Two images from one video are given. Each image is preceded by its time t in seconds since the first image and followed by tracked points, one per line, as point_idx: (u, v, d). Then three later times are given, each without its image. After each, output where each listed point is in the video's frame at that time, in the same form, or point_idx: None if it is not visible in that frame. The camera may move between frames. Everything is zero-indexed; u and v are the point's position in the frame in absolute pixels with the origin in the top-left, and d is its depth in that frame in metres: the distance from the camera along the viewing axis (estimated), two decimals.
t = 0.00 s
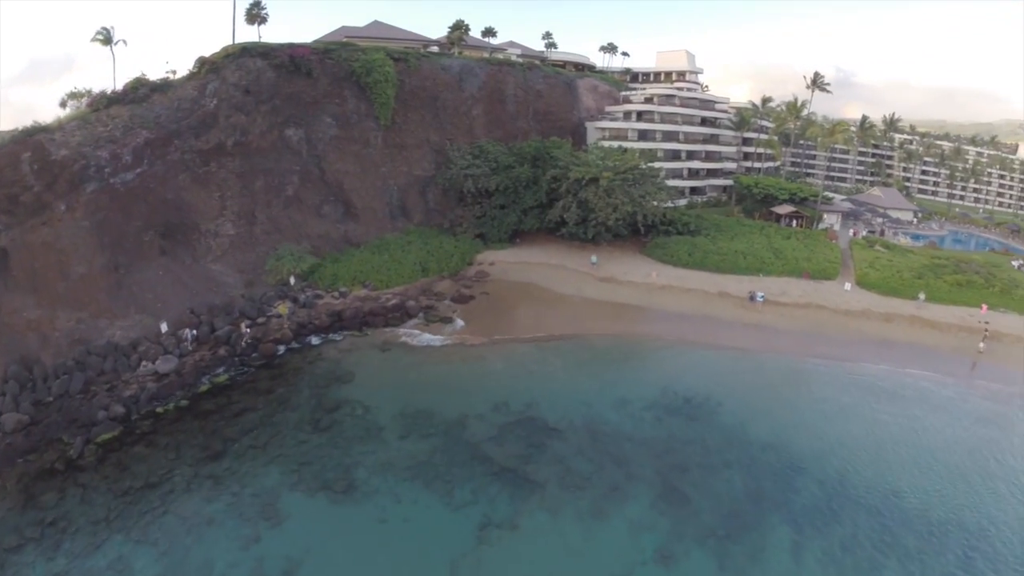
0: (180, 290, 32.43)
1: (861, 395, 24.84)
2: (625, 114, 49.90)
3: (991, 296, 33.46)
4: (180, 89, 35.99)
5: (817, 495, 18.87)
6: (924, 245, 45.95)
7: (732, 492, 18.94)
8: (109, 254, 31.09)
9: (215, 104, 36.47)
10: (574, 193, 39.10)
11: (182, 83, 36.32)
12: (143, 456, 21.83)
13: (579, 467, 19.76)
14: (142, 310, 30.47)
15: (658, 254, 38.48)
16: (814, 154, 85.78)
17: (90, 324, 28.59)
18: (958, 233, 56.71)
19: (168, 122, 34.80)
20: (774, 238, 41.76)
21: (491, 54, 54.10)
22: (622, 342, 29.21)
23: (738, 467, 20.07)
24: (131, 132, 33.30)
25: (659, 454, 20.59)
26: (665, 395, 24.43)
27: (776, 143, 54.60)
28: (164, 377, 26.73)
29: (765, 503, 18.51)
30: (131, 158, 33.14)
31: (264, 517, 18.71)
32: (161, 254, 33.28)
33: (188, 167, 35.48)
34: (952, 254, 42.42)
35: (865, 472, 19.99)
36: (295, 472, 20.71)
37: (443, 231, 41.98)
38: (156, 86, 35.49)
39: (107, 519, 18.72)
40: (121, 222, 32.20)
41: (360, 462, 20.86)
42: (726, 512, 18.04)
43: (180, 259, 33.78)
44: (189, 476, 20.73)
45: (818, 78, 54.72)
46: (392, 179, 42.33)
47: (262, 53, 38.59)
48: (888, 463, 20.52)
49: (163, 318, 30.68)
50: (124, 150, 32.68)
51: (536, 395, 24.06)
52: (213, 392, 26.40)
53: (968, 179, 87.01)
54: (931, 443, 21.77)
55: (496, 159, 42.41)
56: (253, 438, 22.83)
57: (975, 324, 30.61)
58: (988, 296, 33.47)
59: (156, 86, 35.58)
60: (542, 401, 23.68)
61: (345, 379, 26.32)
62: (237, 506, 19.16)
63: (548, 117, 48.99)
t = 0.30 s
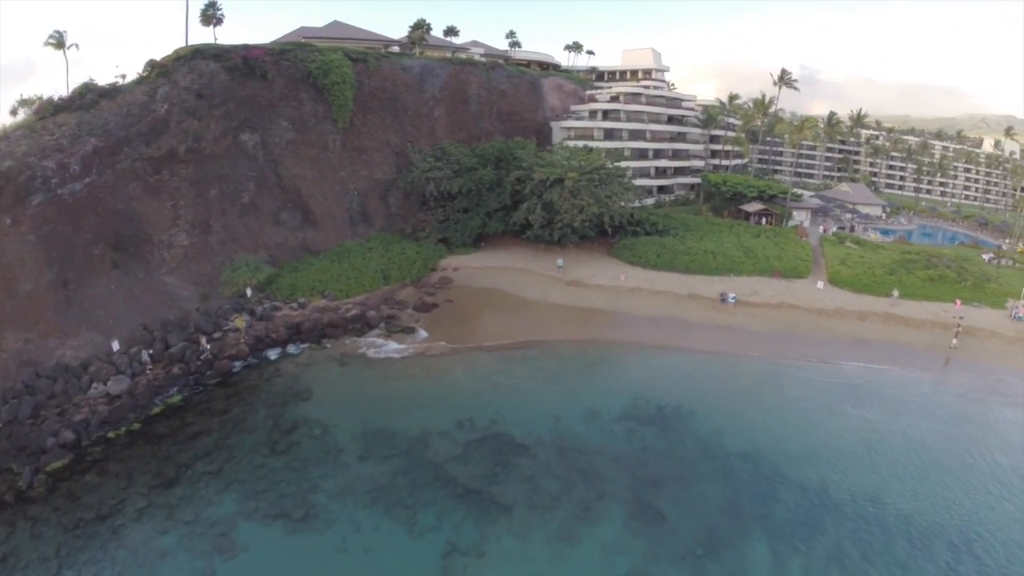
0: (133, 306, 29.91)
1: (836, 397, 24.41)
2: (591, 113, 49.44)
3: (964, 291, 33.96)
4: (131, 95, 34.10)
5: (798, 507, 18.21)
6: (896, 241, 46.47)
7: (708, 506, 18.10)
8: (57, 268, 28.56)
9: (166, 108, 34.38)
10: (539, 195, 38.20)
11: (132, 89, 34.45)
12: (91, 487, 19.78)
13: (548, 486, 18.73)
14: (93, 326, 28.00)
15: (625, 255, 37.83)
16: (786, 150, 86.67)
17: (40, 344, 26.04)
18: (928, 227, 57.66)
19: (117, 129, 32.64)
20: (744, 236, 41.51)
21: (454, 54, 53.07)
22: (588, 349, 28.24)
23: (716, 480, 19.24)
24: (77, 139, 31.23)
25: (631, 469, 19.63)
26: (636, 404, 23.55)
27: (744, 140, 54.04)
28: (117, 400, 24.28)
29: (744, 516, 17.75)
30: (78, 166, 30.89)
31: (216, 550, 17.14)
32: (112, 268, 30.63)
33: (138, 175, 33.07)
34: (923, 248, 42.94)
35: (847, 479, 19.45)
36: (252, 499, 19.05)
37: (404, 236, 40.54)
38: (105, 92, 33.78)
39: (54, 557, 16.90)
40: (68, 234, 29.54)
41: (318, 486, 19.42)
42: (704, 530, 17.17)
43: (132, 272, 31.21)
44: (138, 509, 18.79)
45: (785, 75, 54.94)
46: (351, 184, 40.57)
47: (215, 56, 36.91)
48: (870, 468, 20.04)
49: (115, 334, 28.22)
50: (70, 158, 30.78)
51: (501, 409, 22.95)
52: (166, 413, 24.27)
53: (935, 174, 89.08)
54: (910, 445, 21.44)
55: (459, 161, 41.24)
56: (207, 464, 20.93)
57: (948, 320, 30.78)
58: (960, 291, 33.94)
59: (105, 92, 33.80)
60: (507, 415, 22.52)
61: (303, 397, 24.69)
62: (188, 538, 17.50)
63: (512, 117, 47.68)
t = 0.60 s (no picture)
0: (86, 323, 27.91)
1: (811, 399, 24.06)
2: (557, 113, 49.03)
3: (938, 285, 34.36)
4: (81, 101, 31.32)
5: (780, 519, 17.64)
6: (866, 236, 47.01)
7: (686, 522, 17.33)
8: (6, 285, 26.48)
9: (119, 116, 31.96)
10: (504, 198, 37.46)
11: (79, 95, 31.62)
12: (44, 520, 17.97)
13: (519, 506, 17.71)
14: (44, 346, 25.94)
15: (594, 257, 37.24)
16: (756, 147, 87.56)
17: None
18: (896, 222, 58.61)
19: (67, 138, 30.04)
20: (715, 235, 41.30)
21: (417, 54, 52.29)
22: (557, 355, 27.40)
23: (695, 493, 18.50)
24: (24, 149, 28.34)
25: (605, 485, 18.72)
26: (609, 413, 22.72)
27: (712, 138, 54.11)
28: (70, 423, 22.60)
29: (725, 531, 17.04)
30: (26, 178, 28.15)
31: None
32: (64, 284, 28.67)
33: (91, 185, 30.73)
34: (894, 243, 43.46)
35: (829, 486, 19.03)
36: (211, 528, 17.51)
37: (367, 242, 39.41)
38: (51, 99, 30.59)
39: None
40: (12, 250, 27.08)
41: (279, 512, 17.99)
42: (683, 548, 16.38)
43: (84, 288, 29.23)
44: (89, 544, 17.05)
45: (753, 73, 55.28)
46: (313, 190, 39.16)
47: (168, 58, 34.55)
48: (852, 473, 19.68)
49: (67, 354, 26.25)
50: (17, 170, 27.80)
51: (468, 424, 21.84)
52: (122, 438, 22.29)
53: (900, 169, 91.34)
54: (889, 446, 21.22)
55: (421, 164, 40.13)
56: (164, 491, 19.23)
57: (924, 316, 31.08)
58: (934, 285, 34.37)
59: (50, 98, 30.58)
60: (473, 430, 21.45)
61: (262, 416, 23.12)
62: None
63: (478, 117, 46.93)
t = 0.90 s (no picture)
0: (45, 341, 26.18)
1: (793, 403, 23.72)
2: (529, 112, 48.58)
3: (918, 283, 34.55)
4: (36, 106, 29.67)
5: (770, 531, 17.18)
6: (843, 233, 47.30)
7: (670, 538, 16.76)
8: None
9: (77, 122, 30.43)
10: (475, 200, 36.65)
11: (35, 98, 29.99)
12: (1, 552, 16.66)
13: (497, 528, 16.95)
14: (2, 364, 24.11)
15: (567, 260, 36.75)
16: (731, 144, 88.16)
17: None
18: (871, 218, 59.21)
19: (22, 145, 28.49)
20: (691, 235, 41.17)
21: (386, 53, 51.40)
22: (532, 363, 26.72)
23: (678, 507, 17.94)
24: None
25: (585, 502, 18.04)
26: (587, 423, 22.06)
27: (686, 135, 54.11)
28: (30, 446, 21.04)
29: (710, 547, 16.49)
30: None
31: None
32: (23, 299, 27.01)
33: (49, 195, 29.11)
34: (872, 240, 43.74)
35: (815, 493, 18.70)
36: (175, 558, 16.41)
37: (336, 247, 38.44)
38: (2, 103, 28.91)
39: None
40: None
41: (245, 540, 16.92)
42: (668, 565, 15.79)
43: (41, 303, 27.55)
44: None
45: (727, 71, 55.42)
46: (280, 196, 37.98)
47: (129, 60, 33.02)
48: (837, 479, 19.40)
49: (26, 373, 24.48)
50: None
51: (442, 439, 21.00)
52: (83, 461, 20.90)
53: (872, 165, 92.84)
54: (872, 449, 21.04)
55: (390, 167, 39.14)
56: (126, 518, 18.07)
57: (905, 314, 31.20)
58: (914, 282, 34.60)
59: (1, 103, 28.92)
60: (446, 445, 20.61)
61: (227, 435, 21.92)
62: None
63: (449, 118, 46.21)
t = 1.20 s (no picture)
0: (3, 359, 24.73)
1: (773, 407, 23.50)
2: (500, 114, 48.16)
3: (895, 279, 35.00)
4: None
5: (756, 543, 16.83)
6: (817, 230, 47.66)
7: (652, 553, 16.29)
8: None
9: (32, 129, 29.14)
10: (445, 205, 35.92)
11: None
12: None
13: (474, 549, 16.31)
14: None
15: (540, 263, 36.29)
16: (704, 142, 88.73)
17: None
18: (845, 215, 59.85)
19: None
20: (666, 236, 41.04)
21: (354, 55, 50.86)
22: (507, 372, 26.08)
23: (661, 520, 17.51)
24: None
25: (564, 519, 17.47)
26: (564, 435, 21.46)
27: (659, 135, 53.93)
28: None
29: (693, 561, 16.06)
30: None
31: None
32: None
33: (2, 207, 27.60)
34: (847, 237, 44.04)
35: (800, 501, 18.42)
36: None
37: (303, 254, 37.25)
38: None
39: None
40: None
41: (209, 570, 15.99)
42: None
43: None
44: None
45: (699, 70, 55.70)
46: (245, 203, 36.49)
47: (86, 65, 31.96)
48: (821, 485, 19.15)
49: None
50: None
51: (415, 454, 20.28)
52: (44, 486, 19.54)
53: (842, 162, 94.40)
54: (853, 451, 20.90)
55: (358, 171, 38.29)
56: (89, 547, 16.94)
57: (883, 312, 31.40)
58: (892, 279, 35.01)
59: None
60: (419, 462, 19.84)
61: (192, 456, 20.83)
62: None
63: (420, 120, 45.52)
